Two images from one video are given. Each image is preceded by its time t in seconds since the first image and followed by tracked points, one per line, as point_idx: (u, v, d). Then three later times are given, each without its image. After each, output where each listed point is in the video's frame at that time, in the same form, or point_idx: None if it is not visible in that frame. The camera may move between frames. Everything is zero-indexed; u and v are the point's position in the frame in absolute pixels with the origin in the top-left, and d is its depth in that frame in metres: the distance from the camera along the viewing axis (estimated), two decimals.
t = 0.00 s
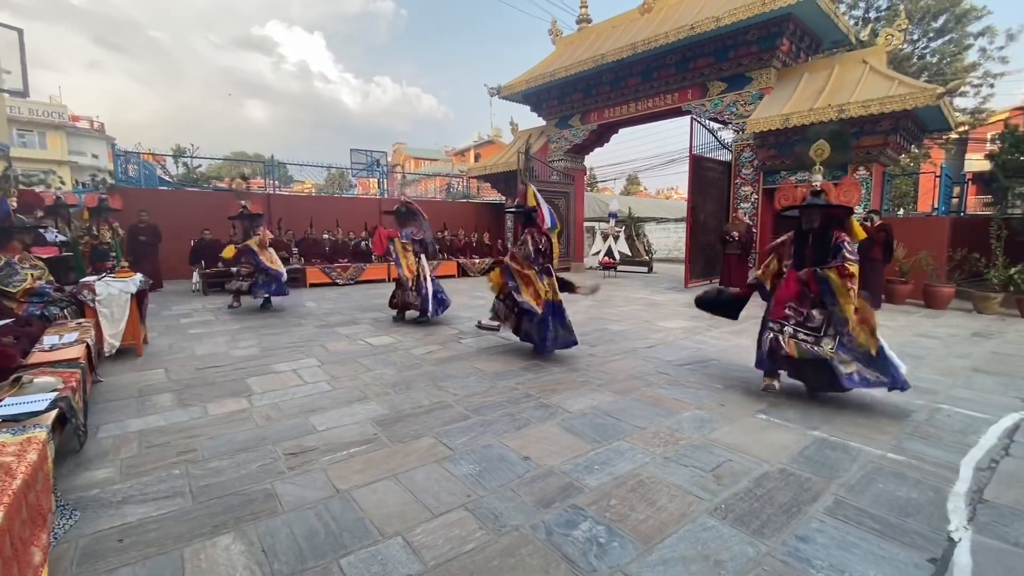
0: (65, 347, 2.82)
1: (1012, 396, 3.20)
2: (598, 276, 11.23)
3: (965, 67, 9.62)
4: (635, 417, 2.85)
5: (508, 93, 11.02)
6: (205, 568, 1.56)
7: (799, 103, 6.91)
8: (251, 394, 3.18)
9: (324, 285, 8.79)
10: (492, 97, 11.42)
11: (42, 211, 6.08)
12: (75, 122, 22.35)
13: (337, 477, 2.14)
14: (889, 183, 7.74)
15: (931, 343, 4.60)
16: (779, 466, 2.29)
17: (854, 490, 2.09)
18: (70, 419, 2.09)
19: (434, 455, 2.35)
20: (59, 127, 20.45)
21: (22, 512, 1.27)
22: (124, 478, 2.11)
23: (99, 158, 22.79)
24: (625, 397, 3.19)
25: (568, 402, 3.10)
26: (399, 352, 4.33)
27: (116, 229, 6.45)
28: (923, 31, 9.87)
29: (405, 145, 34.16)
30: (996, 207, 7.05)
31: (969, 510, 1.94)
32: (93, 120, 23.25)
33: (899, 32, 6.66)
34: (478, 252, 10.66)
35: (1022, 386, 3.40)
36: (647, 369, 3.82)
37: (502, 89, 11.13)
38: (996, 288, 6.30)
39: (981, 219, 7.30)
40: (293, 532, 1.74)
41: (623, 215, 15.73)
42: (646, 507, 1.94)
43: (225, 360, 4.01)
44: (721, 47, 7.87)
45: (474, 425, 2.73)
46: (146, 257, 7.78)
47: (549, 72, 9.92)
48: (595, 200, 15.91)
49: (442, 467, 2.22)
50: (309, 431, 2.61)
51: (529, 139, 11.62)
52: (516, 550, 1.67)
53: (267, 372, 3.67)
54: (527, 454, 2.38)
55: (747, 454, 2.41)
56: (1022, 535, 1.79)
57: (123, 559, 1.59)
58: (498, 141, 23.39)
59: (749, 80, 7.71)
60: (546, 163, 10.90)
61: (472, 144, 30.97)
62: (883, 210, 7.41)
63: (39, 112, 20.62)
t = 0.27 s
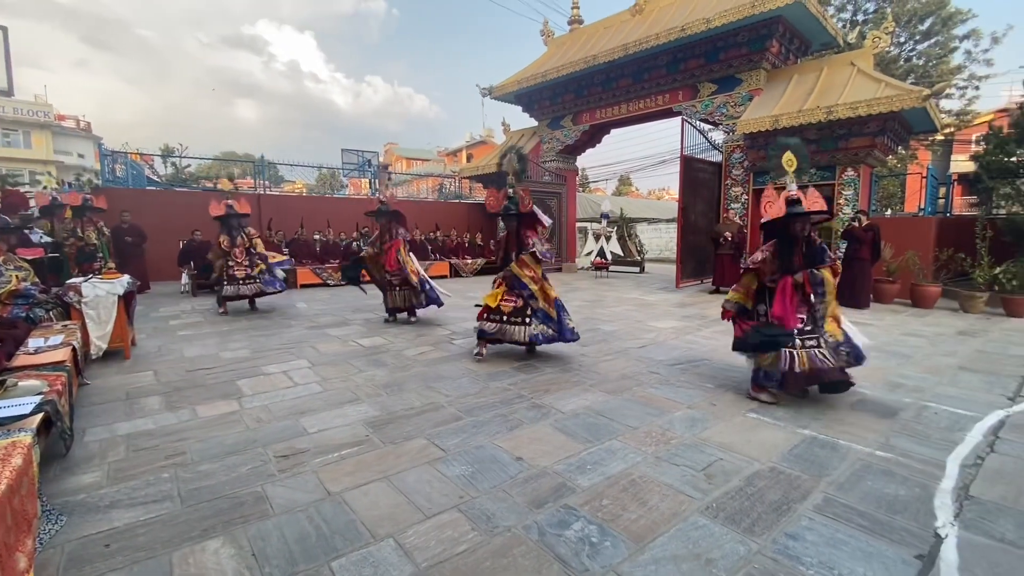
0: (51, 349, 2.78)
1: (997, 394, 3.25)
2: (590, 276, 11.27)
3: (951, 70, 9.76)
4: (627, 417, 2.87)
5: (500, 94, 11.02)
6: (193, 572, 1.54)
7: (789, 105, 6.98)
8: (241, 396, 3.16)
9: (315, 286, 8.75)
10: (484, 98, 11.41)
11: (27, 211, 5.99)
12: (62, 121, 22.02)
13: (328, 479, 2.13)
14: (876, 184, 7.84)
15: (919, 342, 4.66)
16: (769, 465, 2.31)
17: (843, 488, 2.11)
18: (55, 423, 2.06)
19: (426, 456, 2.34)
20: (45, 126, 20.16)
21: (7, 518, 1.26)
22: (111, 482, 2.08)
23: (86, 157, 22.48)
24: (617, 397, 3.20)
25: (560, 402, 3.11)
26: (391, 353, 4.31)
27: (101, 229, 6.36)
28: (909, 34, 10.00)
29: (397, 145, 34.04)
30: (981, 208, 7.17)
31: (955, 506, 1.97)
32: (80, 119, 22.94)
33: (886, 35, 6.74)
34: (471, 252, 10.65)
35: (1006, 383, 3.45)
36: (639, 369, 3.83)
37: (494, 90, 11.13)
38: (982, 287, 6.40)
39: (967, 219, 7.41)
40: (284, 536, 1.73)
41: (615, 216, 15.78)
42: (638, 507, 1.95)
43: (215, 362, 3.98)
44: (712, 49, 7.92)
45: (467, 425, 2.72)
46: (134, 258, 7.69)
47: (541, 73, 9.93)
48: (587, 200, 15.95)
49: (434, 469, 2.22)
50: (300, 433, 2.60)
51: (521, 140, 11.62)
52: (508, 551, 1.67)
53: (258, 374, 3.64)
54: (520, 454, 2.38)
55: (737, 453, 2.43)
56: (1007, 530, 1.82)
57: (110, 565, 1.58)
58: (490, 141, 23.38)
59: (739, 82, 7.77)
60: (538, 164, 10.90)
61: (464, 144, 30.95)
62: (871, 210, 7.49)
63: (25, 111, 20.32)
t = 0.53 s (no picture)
0: (37, 352, 2.74)
1: (984, 391, 3.29)
2: (583, 276, 11.29)
3: (938, 72, 9.89)
4: (620, 417, 2.87)
5: (493, 94, 11.02)
6: None
7: (779, 106, 7.03)
8: (232, 398, 3.13)
9: (306, 287, 8.69)
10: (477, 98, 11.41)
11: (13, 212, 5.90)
12: (48, 120, 21.70)
13: (321, 481, 2.11)
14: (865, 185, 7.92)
15: (907, 341, 4.72)
16: (761, 463, 2.33)
17: (834, 485, 2.13)
18: (42, 427, 2.03)
19: (419, 458, 2.33)
20: (31, 125, 19.86)
21: None
22: (100, 486, 2.06)
23: (73, 157, 22.16)
24: (610, 397, 3.21)
25: (554, 402, 3.11)
26: (384, 354, 4.30)
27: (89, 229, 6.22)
28: (897, 36, 10.11)
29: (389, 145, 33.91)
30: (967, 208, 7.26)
31: (943, 503, 1.99)
32: (67, 118, 22.62)
33: (874, 37, 6.82)
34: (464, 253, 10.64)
35: (993, 381, 3.50)
36: (631, 369, 3.85)
37: (487, 90, 11.13)
38: (969, 287, 6.48)
39: (953, 220, 7.52)
40: (276, 538, 1.72)
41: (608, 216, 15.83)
42: (632, 506, 1.96)
43: (206, 364, 3.94)
44: (703, 50, 7.97)
45: (461, 426, 2.72)
46: (122, 260, 7.60)
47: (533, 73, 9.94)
48: (580, 201, 15.98)
49: (427, 470, 2.21)
50: (292, 435, 2.58)
51: (514, 140, 11.62)
52: (502, 552, 1.67)
53: (249, 375, 3.61)
54: (513, 455, 2.38)
55: (730, 452, 2.44)
56: (994, 526, 1.84)
57: (99, 570, 1.56)
58: (483, 141, 23.35)
59: (730, 83, 7.82)
60: (530, 165, 10.91)
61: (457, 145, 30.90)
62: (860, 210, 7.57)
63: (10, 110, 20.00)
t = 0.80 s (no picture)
0: (24, 355, 2.70)
1: (973, 390, 3.33)
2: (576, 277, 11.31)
3: (926, 74, 10.00)
4: (614, 417, 2.88)
5: (486, 95, 11.02)
6: None
7: (771, 107, 7.08)
8: (224, 401, 3.10)
9: (299, 288, 8.64)
10: (470, 99, 11.40)
11: None
12: (36, 120, 21.41)
13: (314, 484, 2.10)
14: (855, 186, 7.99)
15: (897, 340, 4.77)
16: (754, 463, 2.34)
17: (826, 484, 2.14)
18: (30, 431, 2.01)
19: (413, 460, 2.32)
20: (18, 125, 19.60)
21: None
22: (89, 491, 2.03)
23: (61, 158, 21.89)
24: (604, 397, 3.22)
25: (548, 403, 3.11)
26: (378, 356, 4.28)
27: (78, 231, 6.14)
28: (886, 38, 10.22)
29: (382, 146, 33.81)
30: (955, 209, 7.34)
31: (934, 500, 2.01)
32: (54, 118, 22.34)
33: (864, 40, 6.89)
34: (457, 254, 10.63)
35: (981, 379, 3.54)
36: (625, 369, 3.86)
37: (480, 91, 11.13)
38: (957, 286, 6.56)
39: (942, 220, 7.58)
40: (268, 542, 1.70)
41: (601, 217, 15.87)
42: (626, 507, 1.96)
43: (197, 366, 3.91)
44: (695, 52, 8.01)
45: (455, 428, 2.71)
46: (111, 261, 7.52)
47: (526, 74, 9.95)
48: (573, 202, 16.01)
49: (421, 472, 2.20)
50: (285, 438, 2.56)
51: (508, 141, 11.62)
52: (497, 553, 1.66)
53: (241, 378, 3.58)
54: (508, 456, 2.38)
55: (723, 451, 2.45)
56: (984, 523, 1.86)
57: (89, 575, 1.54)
58: (476, 142, 23.33)
59: (722, 85, 7.87)
60: (524, 165, 10.91)
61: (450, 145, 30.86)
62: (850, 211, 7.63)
63: None
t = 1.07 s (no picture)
0: (12, 358, 2.67)
1: (962, 388, 3.36)
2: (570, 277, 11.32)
3: (915, 76, 10.11)
4: (608, 418, 2.88)
5: (479, 96, 11.02)
6: None
7: (762, 109, 7.13)
8: (216, 403, 3.08)
9: (291, 289, 8.59)
10: (463, 99, 11.39)
11: None
12: (24, 120, 21.15)
13: (307, 486, 2.09)
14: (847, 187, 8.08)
15: (887, 339, 4.81)
16: (747, 462, 2.35)
17: (818, 483, 2.16)
18: (18, 435, 1.98)
19: (407, 462, 2.31)
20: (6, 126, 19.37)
21: None
22: (78, 496, 2.00)
23: (50, 158, 21.65)
24: (598, 398, 3.22)
25: (542, 404, 3.11)
26: (371, 357, 4.26)
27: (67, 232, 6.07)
28: (876, 41, 10.32)
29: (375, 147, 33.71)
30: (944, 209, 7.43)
31: (925, 499, 2.03)
32: (43, 119, 22.09)
33: (854, 42, 6.95)
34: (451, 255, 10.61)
35: (971, 378, 3.58)
36: (619, 370, 3.86)
37: (473, 92, 11.12)
38: (946, 286, 6.65)
39: (932, 221, 7.67)
40: (261, 546, 1.69)
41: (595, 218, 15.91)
42: (621, 507, 1.96)
43: (188, 369, 3.87)
44: (688, 54, 8.05)
45: (449, 429, 2.70)
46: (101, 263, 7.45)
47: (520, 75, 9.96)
48: (567, 203, 16.04)
49: (415, 474, 2.19)
50: (277, 440, 2.54)
51: (501, 142, 11.63)
52: (491, 555, 1.66)
53: (232, 380, 3.55)
54: (502, 457, 2.37)
55: (716, 451, 2.46)
56: (975, 521, 1.88)
57: None
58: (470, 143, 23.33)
59: (714, 86, 7.91)
60: (517, 166, 10.91)
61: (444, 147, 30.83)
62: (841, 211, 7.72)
63: None
